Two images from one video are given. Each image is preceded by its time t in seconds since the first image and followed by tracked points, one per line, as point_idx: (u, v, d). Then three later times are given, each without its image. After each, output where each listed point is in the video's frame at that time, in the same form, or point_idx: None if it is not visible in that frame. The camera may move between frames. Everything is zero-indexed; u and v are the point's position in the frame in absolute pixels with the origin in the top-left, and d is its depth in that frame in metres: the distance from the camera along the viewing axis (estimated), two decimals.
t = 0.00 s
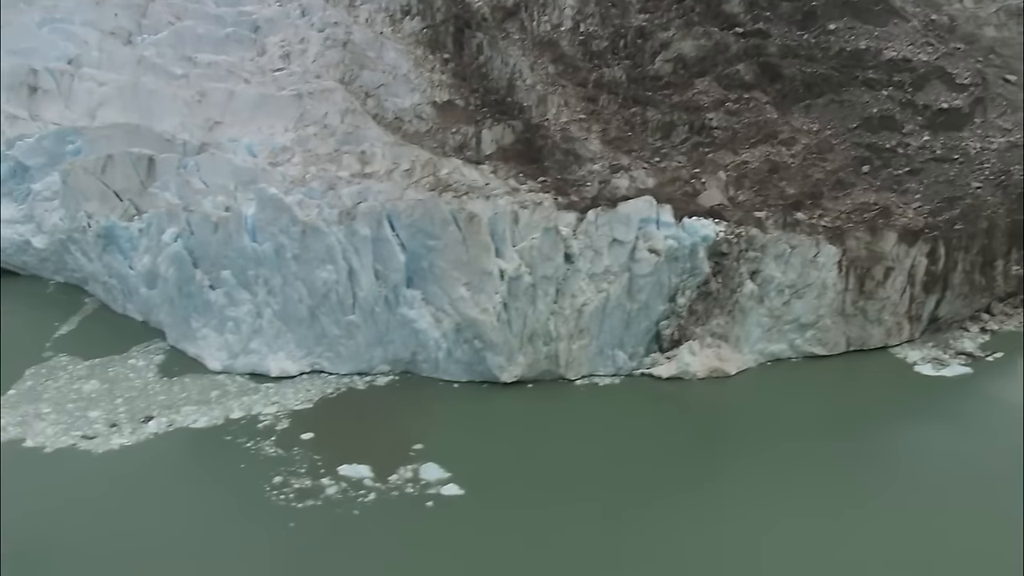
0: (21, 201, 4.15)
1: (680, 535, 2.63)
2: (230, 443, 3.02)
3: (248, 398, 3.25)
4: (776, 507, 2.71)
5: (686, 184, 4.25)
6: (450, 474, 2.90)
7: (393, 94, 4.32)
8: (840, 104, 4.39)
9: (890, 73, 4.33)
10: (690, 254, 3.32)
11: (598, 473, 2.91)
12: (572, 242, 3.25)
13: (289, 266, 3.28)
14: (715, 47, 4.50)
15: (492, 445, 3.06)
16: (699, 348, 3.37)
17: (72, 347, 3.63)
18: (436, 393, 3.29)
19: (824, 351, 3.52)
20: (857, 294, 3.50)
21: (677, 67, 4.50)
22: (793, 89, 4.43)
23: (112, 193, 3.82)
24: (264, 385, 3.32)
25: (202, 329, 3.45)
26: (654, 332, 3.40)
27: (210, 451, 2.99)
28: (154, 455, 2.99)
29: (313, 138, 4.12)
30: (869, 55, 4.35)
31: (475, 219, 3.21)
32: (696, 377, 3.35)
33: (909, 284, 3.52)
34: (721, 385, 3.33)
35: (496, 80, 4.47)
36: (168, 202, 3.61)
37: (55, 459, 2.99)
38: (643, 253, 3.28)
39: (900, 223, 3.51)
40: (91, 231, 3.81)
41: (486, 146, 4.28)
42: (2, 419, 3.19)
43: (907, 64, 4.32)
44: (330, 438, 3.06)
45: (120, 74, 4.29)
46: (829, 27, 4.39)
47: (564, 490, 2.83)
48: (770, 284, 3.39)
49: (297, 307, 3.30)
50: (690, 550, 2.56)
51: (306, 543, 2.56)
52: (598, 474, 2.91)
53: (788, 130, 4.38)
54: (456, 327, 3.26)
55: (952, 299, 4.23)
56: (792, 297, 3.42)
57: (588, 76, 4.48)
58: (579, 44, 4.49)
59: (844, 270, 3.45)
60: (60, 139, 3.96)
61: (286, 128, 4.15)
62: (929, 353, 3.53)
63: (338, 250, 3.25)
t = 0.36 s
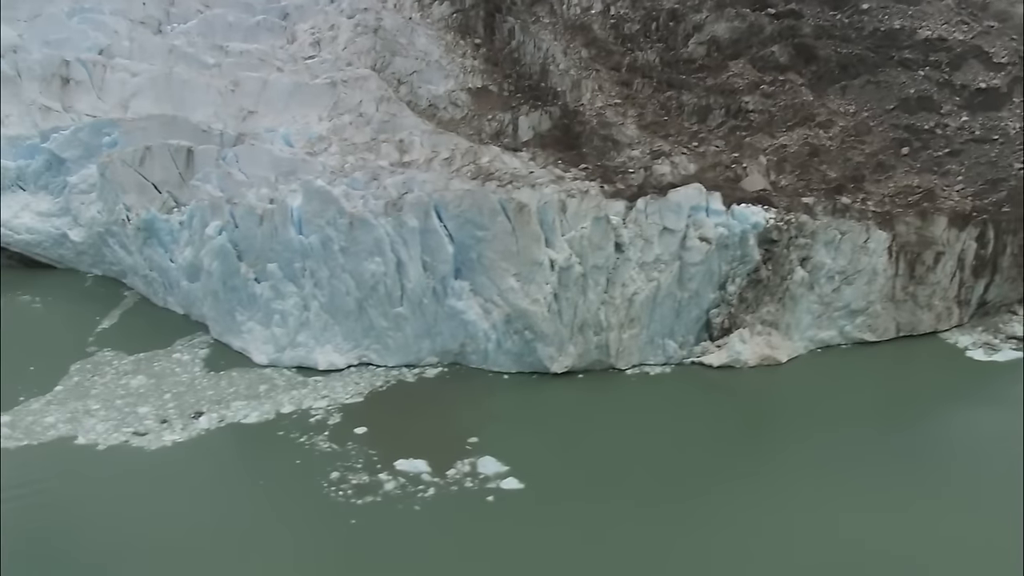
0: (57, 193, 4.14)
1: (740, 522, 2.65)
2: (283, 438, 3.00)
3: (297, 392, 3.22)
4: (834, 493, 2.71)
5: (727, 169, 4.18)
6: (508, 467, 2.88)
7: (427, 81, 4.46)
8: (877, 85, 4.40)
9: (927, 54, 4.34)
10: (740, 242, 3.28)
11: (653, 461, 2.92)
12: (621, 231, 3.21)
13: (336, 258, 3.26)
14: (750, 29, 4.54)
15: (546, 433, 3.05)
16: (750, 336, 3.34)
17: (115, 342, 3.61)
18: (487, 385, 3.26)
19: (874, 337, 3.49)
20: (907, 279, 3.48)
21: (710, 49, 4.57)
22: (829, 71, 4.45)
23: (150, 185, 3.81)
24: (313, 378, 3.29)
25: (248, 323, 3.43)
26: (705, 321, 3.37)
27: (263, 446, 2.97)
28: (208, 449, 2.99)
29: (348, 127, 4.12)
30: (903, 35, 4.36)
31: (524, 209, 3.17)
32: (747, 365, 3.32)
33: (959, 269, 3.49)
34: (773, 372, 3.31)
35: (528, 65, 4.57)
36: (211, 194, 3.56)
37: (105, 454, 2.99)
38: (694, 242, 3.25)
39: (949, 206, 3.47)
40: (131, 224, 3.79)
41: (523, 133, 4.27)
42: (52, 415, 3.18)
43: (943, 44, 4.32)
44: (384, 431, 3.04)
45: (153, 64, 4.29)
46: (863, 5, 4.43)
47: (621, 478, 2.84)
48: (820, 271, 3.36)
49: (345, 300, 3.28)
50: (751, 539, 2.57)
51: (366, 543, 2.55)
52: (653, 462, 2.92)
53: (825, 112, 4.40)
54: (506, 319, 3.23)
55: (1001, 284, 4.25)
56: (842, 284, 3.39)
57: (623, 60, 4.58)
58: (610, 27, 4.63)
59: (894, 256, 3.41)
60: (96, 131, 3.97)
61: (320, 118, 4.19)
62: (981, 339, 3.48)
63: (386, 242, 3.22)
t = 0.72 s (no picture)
0: (89, 186, 4.15)
1: (788, 516, 2.65)
2: (331, 435, 2.98)
3: (342, 387, 3.20)
4: (883, 485, 2.70)
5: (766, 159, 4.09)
6: (561, 465, 2.85)
7: (458, 71, 4.46)
8: (911, 74, 4.43)
9: (961, 43, 4.41)
10: (788, 235, 3.24)
11: (699, 455, 2.91)
12: (669, 225, 3.19)
13: (380, 252, 3.22)
14: (782, 17, 4.60)
15: (591, 428, 3.04)
16: (795, 331, 3.32)
17: (152, 336, 3.61)
18: (532, 379, 3.24)
19: (918, 331, 3.46)
20: (954, 272, 3.44)
21: (744, 38, 4.60)
22: (863, 60, 4.48)
23: (186, 178, 3.79)
24: (357, 373, 3.27)
25: (290, 317, 3.41)
26: (751, 315, 3.33)
27: (311, 444, 2.95)
28: (254, 447, 2.97)
29: (382, 118, 4.10)
30: (938, 23, 4.42)
31: (571, 203, 3.14)
32: (794, 360, 3.31)
33: (1005, 262, 3.46)
34: (820, 366, 3.29)
35: (560, 54, 4.61)
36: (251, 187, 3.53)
37: (151, 453, 2.97)
38: (742, 236, 3.21)
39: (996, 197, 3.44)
40: (166, 218, 3.75)
41: (558, 123, 4.23)
42: (96, 412, 3.17)
43: (977, 31, 4.41)
44: (432, 427, 3.02)
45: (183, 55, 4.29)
46: None
47: (669, 474, 2.83)
48: (867, 264, 3.33)
49: (389, 294, 3.24)
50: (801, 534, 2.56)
51: (422, 544, 2.53)
52: (699, 456, 2.91)
53: (861, 101, 4.40)
54: (552, 313, 3.21)
55: None
56: (889, 277, 3.37)
57: (655, 49, 4.62)
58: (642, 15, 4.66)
59: (942, 249, 3.38)
60: (128, 123, 3.96)
61: (353, 109, 4.18)
62: None
63: (432, 236, 3.19)
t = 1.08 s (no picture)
0: (116, 180, 4.10)
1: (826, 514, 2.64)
2: (373, 434, 2.95)
3: (381, 386, 3.17)
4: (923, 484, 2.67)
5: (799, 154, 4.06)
6: (609, 465, 2.83)
7: (485, 64, 4.46)
8: (940, 66, 4.38)
9: (990, 34, 4.36)
10: (830, 232, 3.23)
11: (743, 453, 2.90)
12: (711, 222, 3.17)
13: (420, 249, 3.21)
14: (810, 9, 4.61)
15: (633, 426, 3.02)
16: (837, 328, 3.30)
17: (186, 332, 3.59)
18: (573, 378, 3.22)
19: (959, 328, 3.41)
20: (994, 269, 3.41)
21: (770, 30, 4.62)
22: (891, 52, 4.45)
23: (217, 172, 3.75)
24: (395, 371, 3.24)
25: (326, 314, 3.38)
26: (792, 312, 3.33)
27: (353, 442, 2.93)
28: (298, 444, 2.94)
29: (412, 112, 4.06)
30: (964, 14, 4.41)
31: (613, 200, 3.12)
32: (836, 357, 3.27)
33: None
34: (862, 364, 3.25)
35: (587, 47, 4.58)
36: (285, 183, 3.53)
37: (194, 451, 2.95)
38: (785, 233, 3.20)
39: None
40: (197, 213, 3.72)
41: (588, 117, 4.20)
42: (133, 411, 3.15)
43: (1004, 23, 4.36)
44: (476, 426, 3.00)
45: (209, 48, 4.25)
46: None
47: (710, 472, 2.82)
48: (909, 262, 3.30)
49: (428, 292, 3.23)
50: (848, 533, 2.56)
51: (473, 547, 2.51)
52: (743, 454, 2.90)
53: (890, 94, 4.34)
54: (593, 311, 3.19)
55: None
56: (931, 274, 3.34)
57: (682, 41, 4.63)
58: (668, 7, 4.70)
59: (983, 245, 3.35)
60: (156, 117, 3.95)
61: (380, 102, 4.14)
62: None
63: (472, 233, 3.18)
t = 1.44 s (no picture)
0: (145, 177, 4.08)
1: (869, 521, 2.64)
2: (415, 440, 2.93)
3: (421, 390, 3.14)
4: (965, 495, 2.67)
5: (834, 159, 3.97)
6: (655, 474, 2.81)
7: (516, 63, 4.44)
8: (971, 71, 4.32)
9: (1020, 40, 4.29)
10: (874, 240, 3.21)
11: (789, 463, 2.88)
12: (755, 230, 3.16)
13: (461, 253, 3.19)
14: (841, 12, 4.62)
15: (675, 434, 3.00)
16: (878, 336, 3.28)
17: (219, 332, 3.56)
18: (613, 384, 3.20)
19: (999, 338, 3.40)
20: None
21: (800, 33, 4.63)
22: (922, 56, 4.42)
23: (250, 171, 3.74)
24: (434, 376, 3.21)
25: (362, 316, 3.35)
26: (833, 321, 3.32)
27: (396, 448, 2.90)
28: (341, 448, 2.92)
29: (444, 112, 4.02)
30: (996, 19, 4.35)
31: (658, 206, 3.09)
32: (877, 367, 3.26)
33: None
34: (904, 373, 3.24)
35: (617, 47, 4.58)
36: (322, 182, 3.45)
37: (235, 454, 2.92)
38: (829, 240, 3.18)
39: None
40: (229, 212, 3.69)
41: (621, 119, 4.14)
42: (170, 413, 3.11)
43: None
44: (519, 433, 2.97)
45: (238, 44, 4.25)
46: None
47: (754, 480, 2.80)
48: (951, 271, 3.28)
49: (468, 296, 3.20)
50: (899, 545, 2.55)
51: (523, 556, 2.48)
52: (788, 465, 2.89)
53: (922, 99, 4.29)
54: (635, 317, 3.16)
55: None
56: (972, 284, 3.33)
57: (714, 43, 4.61)
58: (698, 9, 4.69)
59: None
60: (187, 114, 3.94)
61: (411, 101, 4.11)
62: None
63: (515, 237, 3.15)
